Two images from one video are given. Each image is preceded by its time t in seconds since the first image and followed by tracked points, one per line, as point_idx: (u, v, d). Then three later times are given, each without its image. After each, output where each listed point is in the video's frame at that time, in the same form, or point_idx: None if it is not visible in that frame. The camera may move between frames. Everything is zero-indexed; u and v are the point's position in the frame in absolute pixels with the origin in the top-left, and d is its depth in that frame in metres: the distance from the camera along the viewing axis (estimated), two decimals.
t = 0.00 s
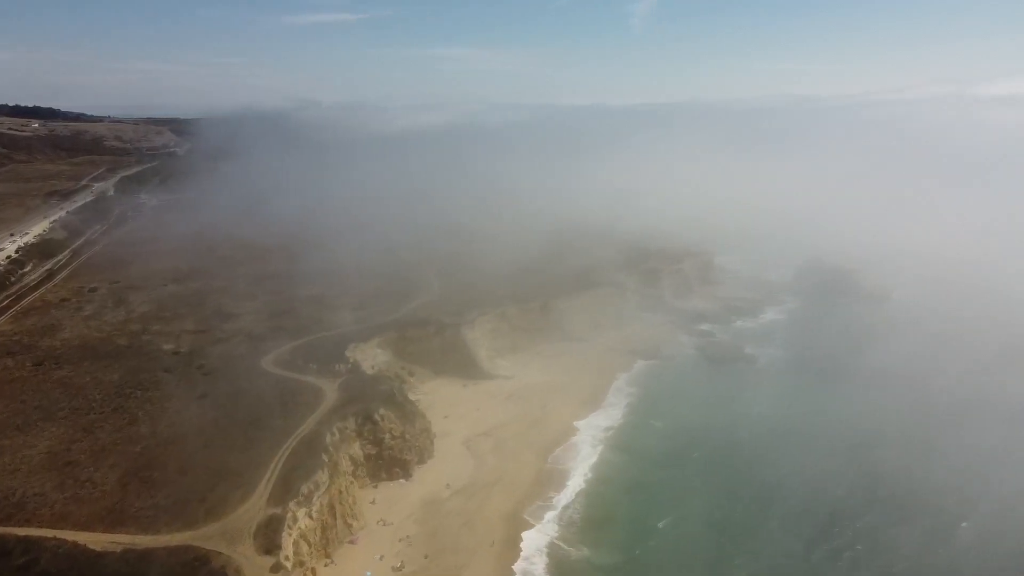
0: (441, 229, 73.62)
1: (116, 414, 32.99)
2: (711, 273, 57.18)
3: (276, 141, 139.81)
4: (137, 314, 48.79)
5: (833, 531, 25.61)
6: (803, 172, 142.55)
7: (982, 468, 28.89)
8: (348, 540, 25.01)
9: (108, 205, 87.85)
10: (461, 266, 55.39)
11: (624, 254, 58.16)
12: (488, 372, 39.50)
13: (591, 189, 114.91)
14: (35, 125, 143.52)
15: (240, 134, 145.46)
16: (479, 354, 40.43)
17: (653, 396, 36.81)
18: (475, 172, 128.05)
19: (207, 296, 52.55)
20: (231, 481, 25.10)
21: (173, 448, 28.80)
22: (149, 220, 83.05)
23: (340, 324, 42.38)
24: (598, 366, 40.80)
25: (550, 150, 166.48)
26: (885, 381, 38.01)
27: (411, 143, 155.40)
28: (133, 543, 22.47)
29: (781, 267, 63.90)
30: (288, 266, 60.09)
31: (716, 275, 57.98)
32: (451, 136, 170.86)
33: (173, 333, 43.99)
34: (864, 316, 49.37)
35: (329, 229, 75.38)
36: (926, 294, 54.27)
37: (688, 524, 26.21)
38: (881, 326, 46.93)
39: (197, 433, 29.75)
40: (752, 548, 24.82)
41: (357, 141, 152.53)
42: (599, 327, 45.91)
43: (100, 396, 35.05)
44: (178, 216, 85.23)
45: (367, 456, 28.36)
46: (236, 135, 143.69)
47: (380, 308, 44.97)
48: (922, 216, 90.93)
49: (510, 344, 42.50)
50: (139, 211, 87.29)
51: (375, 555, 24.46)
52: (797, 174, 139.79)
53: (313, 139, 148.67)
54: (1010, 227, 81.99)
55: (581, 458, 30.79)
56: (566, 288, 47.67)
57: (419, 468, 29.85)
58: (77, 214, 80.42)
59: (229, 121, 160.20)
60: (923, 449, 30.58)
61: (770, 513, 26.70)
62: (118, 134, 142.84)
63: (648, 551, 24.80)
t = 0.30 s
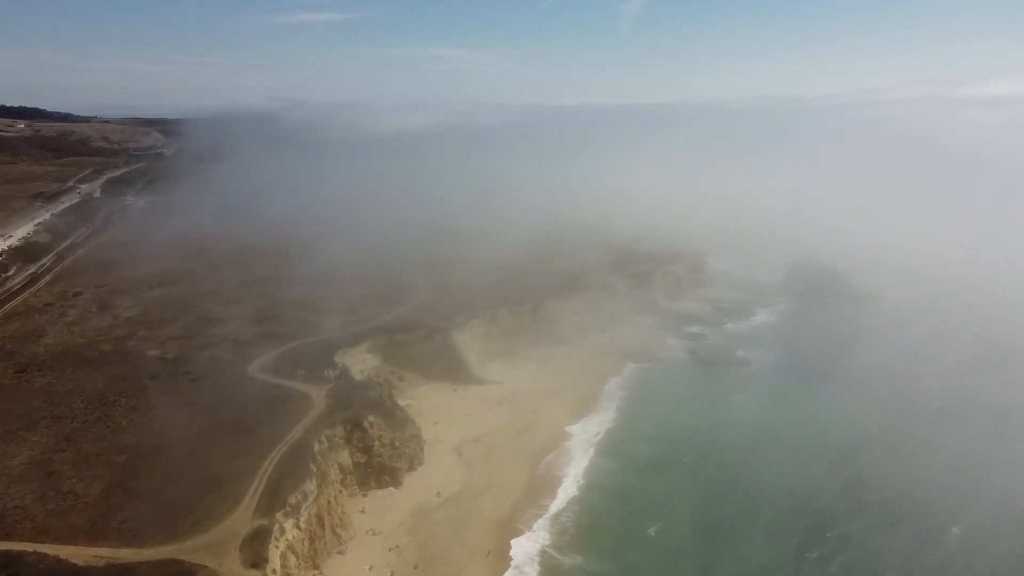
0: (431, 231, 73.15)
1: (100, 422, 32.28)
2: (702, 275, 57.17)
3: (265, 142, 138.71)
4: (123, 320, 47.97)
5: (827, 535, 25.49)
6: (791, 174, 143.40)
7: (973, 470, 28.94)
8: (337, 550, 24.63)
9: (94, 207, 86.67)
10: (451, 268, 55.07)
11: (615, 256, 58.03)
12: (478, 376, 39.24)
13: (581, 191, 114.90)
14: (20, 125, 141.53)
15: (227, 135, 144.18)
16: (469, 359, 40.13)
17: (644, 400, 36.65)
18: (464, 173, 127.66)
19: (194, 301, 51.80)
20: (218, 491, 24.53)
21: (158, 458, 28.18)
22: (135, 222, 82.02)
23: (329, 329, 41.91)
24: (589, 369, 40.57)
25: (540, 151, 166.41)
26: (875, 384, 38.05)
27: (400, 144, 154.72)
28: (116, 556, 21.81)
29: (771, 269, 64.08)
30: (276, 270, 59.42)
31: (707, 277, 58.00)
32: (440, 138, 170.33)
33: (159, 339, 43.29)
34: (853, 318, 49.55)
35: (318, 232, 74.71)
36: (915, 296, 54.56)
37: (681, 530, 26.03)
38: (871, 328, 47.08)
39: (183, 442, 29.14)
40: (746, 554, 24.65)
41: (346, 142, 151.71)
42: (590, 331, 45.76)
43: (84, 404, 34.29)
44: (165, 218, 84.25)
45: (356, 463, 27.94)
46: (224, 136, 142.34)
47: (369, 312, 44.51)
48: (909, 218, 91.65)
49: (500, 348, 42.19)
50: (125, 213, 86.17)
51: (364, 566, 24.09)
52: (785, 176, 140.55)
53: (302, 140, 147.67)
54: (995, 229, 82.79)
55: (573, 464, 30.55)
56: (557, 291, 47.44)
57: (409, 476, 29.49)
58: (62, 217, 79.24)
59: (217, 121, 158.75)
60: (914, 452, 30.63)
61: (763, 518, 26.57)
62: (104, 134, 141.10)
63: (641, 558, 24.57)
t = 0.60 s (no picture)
0: (421, 233, 72.68)
1: (84, 430, 31.54)
2: (693, 278, 57.23)
3: (253, 142, 137.59)
4: (107, 325, 47.14)
5: (819, 540, 25.47)
6: (780, 175, 144.08)
7: (961, 472, 29.00)
8: (325, 561, 24.28)
9: (79, 209, 85.47)
10: (441, 271, 54.72)
11: (606, 258, 57.92)
12: (468, 381, 38.95)
13: (572, 192, 114.91)
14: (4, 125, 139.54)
15: (215, 135, 142.94)
16: (459, 363, 39.83)
17: (636, 404, 36.53)
18: (455, 174, 127.24)
19: (181, 305, 51.06)
20: (204, 502, 24.04)
21: (143, 468, 27.60)
22: (122, 224, 81.01)
23: (318, 333, 41.45)
24: (579, 374, 40.37)
25: (531, 152, 166.30)
26: (865, 386, 38.08)
27: (391, 145, 154.11)
28: (99, 570, 21.23)
29: (762, 271, 64.16)
30: (264, 273, 58.80)
31: (698, 279, 57.98)
32: (430, 139, 169.72)
33: (144, 344, 42.57)
34: (843, 320, 49.72)
35: (306, 234, 74.04)
36: (903, 298, 54.87)
37: (673, 536, 25.90)
38: (860, 331, 47.16)
39: (168, 451, 28.56)
40: (738, 559, 24.53)
41: (336, 142, 150.81)
42: (581, 334, 45.60)
43: (66, 412, 33.48)
44: (151, 220, 83.23)
45: (345, 471, 27.59)
46: (212, 137, 141.10)
47: (359, 316, 44.07)
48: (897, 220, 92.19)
49: (490, 352, 41.88)
50: (111, 215, 85.07)
51: None
52: (774, 178, 141.00)
53: (291, 141, 146.70)
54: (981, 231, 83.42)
55: (564, 470, 30.35)
56: (547, 293, 47.19)
57: (398, 483, 29.18)
58: (46, 219, 78.07)
59: (205, 122, 157.31)
60: (903, 455, 30.68)
61: (755, 523, 26.50)
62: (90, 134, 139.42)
63: (633, 565, 24.38)
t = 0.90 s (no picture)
0: (410, 236, 72.26)
1: (65, 439, 30.77)
2: (683, 280, 57.26)
3: (240, 144, 136.35)
4: (90, 330, 46.23)
5: (811, 545, 25.39)
6: (768, 176, 144.87)
7: (950, 475, 29.09)
8: (313, 572, 23.89)
9: (63, 211, 84.15)
10: (430, 274, 54.37)
11: (596, 260, 57.80)
12: (458, 387, 38.63)
13: (562, 194, 114.85)
14: None
15: (202, 136, 141.57)
16: (449, 368, 39.51)
17: (627, 408, 36.39)
18: (444, 176, 126.79)
19: (166, 310, 50.25)
20: (189, 515, 23.51)
21: (126, 479, 26.95)
22: (107, 227, 79.91)
23: (305, 338, 40.95)
24: (570, 378, 40.20)
25: (520, 154, 166.17)
26: (854, 388, 38.20)
27: (379, 147, 153.32)
28: None
29: (751, 272, 64.36)
30: (251, 277, 58.10)
31: (688, 281, 58.05)
32: (420, 140, 169.08)
33: (128, 351, 41.79)
34: (832, 321, 49.89)
35: (294, 237, 73.32)
36: (891, 299, 55.19)
37: (665, 542, 25.73)
38: (849, 332, 47.38)
39: (152, 461, 27.94)
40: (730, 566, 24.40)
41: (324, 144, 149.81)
42: (571, 338, 45.42)
43: (47, 420, 32.64)
44: (136, 222, 82.14)
45: (333, 480, 27.18)
46: (198, 138, 139.50)
47: (347, 320, 43.60)
48: (884, 221, 92.93)
49: (480, 357, 41.60)
50: (95, 217, 83.87)
51: None
52: (762, 179, 141.80)
53: (279, 142, 145.53)
54: (966, 232, 84.27)
55: (555, 476, 30.11)
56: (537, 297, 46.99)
57: (387, 491, 28.81)
58: (29, 222, 76.79)
59: (191, 122, 155.75)
60: (892, 458, 30.76)
61: (747, 528, 26.40)
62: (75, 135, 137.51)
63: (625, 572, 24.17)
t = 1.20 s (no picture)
0: (399, 238, 71.83)
1: (45, 449, 30.02)
2: (672, 282, 57.37)
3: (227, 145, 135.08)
4: (73, 336, 45.36)
5: (803, 549, 25.31)
6: (756, 177, 145.69)
7: (939, 476, 29.17)
8: None
9: (45, 214, 82.89)
10: (419, 277, 54.04)
11: (586, 261, 57.71)
12: (447, 391, 38.34)
13: (551, 195, 114.80)
14: None
15: (188, 136, 140.15)
16: (438, 374, 39.22)
17: (617, 412, 36.31)
18: (433, 178, 126.33)
19: (151, 315, 49.48)
20: (173, 527, 22.99)
21: (108, 490, 26.30)
22: (91, 229, 78.78)
23: (292, 343, 40.48)
24: (561, 382, 40.03)
25: (509, 155, 166.06)
26: (843, 390, 38.31)
27: (368, 147, 152.53)
28: None
29: (741, 274, 64.57)
30: (237, 281, 57.41)
31: (678, 283, 58.10)
32: (408, 141, 168.45)
33: (112, 357, 41.05)
34: (821, 323, 50.13)
35: (282, 239, 72.67)
36: (878, 300, 55.56)
37: (656, 548, 25.59)
38: (838, 334, 47.58)
39: (135, 471, 27.32)
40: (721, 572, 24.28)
41: (312, 144, 148.78)
42: (561, 341, 45.28)
43: (27, 428, 31.83)
44: (121, 225, 81.06)
45: (320, 489, 26.80)
46: (184, 138, 138.04)
47: (334, 325, 43.18)
48: (870, 222, 93.72)
49: (469, 361, 41.32)
50: (79, 220, 82.70)
51: None
52: (751, 179, 142.59)
53: (266, 142, 144.38)
54: (952, 233, 85.10)
55: (546, 483, 29.91)
56: (527, 300, 46.77)
57: (376, 500, 28.45)
58: (11, 225, 75.51)
59: (177, 123, 154.22)
60: (881, 460, 30.81)
61: (738, 533, 26.29)
62: (58, 135, 135.64)
63: None
